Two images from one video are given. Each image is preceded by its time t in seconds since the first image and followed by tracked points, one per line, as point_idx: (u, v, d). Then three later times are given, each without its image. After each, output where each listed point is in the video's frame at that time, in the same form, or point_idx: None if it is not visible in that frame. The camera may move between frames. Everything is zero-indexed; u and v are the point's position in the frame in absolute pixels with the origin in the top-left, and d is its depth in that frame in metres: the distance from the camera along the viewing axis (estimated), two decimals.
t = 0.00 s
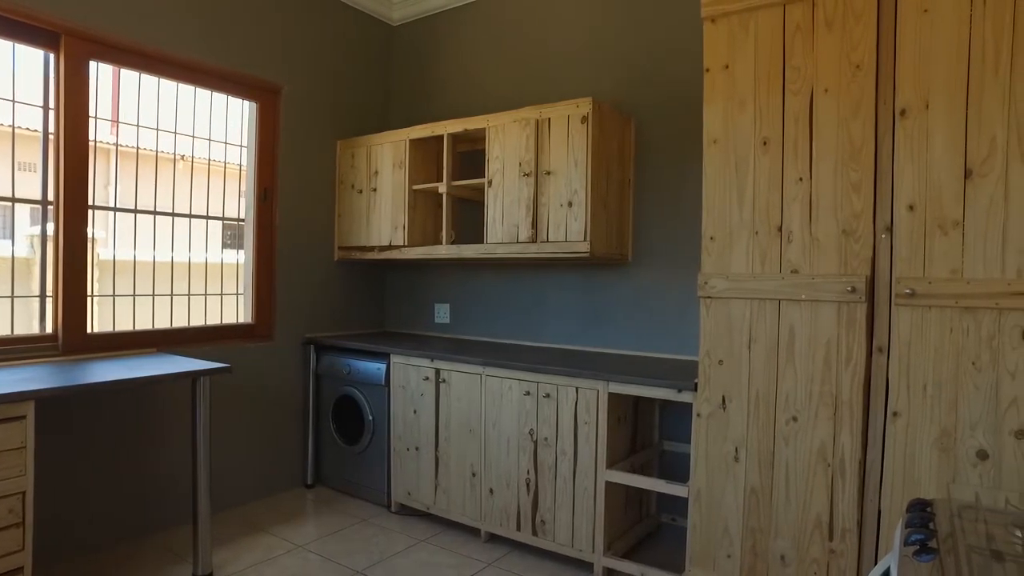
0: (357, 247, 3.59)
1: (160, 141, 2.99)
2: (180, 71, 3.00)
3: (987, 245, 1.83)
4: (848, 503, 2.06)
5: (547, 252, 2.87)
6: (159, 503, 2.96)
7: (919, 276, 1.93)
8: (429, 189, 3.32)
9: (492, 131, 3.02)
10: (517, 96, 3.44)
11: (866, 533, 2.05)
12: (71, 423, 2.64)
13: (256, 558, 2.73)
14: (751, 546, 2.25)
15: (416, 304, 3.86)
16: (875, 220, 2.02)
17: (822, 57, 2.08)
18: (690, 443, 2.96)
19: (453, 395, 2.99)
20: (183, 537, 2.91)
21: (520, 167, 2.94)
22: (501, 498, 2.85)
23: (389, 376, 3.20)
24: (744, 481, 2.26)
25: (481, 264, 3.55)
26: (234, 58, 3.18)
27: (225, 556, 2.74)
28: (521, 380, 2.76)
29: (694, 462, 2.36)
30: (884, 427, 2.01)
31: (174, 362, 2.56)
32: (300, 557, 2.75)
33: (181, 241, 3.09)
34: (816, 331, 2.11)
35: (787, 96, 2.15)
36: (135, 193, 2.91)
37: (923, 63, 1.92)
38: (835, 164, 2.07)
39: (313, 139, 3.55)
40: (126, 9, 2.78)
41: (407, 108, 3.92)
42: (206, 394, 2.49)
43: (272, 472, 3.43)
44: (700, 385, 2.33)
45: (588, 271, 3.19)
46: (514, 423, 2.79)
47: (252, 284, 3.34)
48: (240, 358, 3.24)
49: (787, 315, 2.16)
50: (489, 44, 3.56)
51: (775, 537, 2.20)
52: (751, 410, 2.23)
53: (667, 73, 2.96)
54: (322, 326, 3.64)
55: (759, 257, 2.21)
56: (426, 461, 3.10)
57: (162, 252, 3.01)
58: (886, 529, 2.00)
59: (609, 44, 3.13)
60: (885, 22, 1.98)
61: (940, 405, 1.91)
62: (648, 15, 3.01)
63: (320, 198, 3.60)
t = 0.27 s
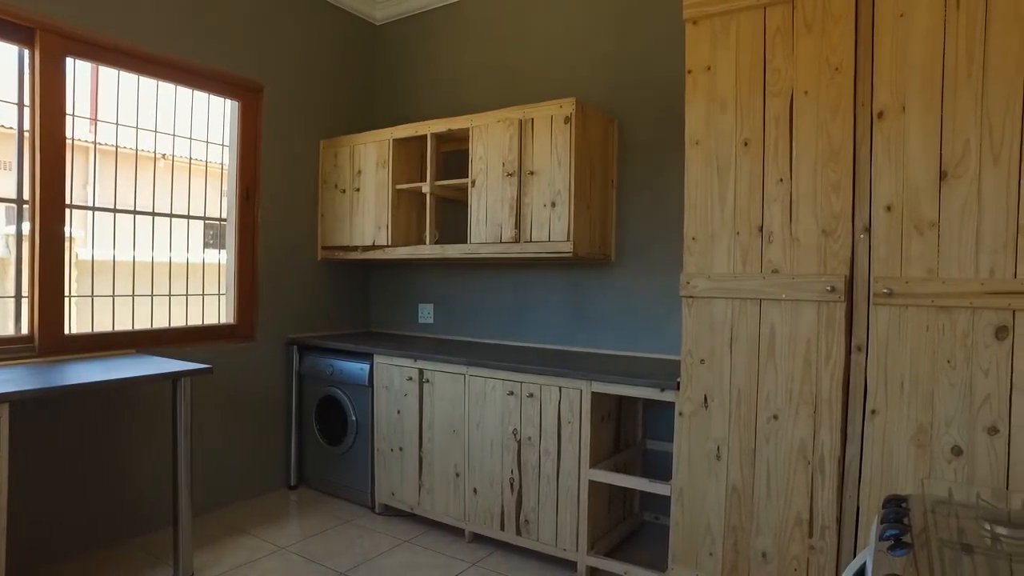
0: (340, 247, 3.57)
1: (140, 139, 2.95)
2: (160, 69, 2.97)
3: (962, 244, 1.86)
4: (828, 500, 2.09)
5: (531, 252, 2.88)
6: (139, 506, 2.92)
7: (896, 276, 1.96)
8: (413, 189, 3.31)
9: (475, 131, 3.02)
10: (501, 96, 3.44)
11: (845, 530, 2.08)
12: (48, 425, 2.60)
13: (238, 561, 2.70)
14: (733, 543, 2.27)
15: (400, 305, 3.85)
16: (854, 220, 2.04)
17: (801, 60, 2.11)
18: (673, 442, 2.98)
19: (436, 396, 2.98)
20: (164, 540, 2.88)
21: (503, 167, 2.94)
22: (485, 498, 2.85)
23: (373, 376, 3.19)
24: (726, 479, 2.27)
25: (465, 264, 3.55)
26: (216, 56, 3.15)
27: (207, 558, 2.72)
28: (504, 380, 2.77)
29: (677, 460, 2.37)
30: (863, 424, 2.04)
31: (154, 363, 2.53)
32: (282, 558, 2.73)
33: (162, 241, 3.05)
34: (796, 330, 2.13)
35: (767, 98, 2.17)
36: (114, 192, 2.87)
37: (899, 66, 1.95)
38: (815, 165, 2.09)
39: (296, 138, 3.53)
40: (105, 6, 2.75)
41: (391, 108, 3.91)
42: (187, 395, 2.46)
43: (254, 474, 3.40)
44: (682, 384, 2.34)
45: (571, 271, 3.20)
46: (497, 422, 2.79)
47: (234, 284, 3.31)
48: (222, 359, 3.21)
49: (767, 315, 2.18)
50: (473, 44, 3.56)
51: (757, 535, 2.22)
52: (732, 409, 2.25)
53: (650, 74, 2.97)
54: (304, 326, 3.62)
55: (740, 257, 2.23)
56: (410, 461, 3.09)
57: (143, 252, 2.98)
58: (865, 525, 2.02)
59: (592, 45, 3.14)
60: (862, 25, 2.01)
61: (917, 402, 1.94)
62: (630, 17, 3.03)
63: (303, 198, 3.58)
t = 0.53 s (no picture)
0: (323, 248, 3.56)
1: (119, 138, 2.91)
2: (140, 67, 2.94)
3: (937, 245, 1.90)
4: (807, 497, 2.11)
5: (514, 253, 2.89)
6: (118, 509, 2.89)
7: (874, 276, 1.99)
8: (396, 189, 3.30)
9: (459, 131, 3.02)
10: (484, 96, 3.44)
11: (824, 527, 2.10)
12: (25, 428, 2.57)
13: (220, 563, 2.69)
14: (715, 541, 2.29)
15: (383, 305, 3.84)
16: (833, 221, 2.07)
17: (781, 63, 2.13)
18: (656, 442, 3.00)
19: (420, 396, 2.98)
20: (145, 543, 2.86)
21: (486, 168, 2.95)
22: (469, 498, 2.85)
23: (356, 376, 3.18)
24: (707, 477, 2.30)
25: (448, 264, 3.55)
26: (196, 55, 3.12)
27: (188, 561, 2.70)
28: (487, 380, 2.77)
29: (659, 459, 2.39)
30: (841, 422, 2.07)
31: (134, 365, 2.51)
32: (265, 560, 2.72)
33: (142, 241, 3.02)
34: (776, 329, 2.16)
35: (748, 100, 2.19)
36: (93, 191, 2.83)
37: (876, 69, 1.98)
38: (794, 166, 2.12)
39: (279, 137, 3.51)
40: (84, 4, 2.72)
41: (374, 108, 3.90)
42: (167, 397, 2.44)
43: (236, 475, 3.38)
44: (664, 383, 2.36)
45: (555, 271, 3.22)
46: (481, 422, 2.80)
47: (216, 285, 3.29)
48: (203, 360, 3.18)
49: (748, 314, 2.20)
50: (456, 44, 3.56)
51: (738, 532, 2.24)
52: (713, 408, 2.27)
53: (632, 76, 2.99)
54: (287, 327, 3.60)
55: (720, 257, 2.25)
56: (393, 462, 3.08)
57: (122, 253, 2.94)
58: (843, 522, 2.06)
59: (575, 46, 3.16)
60: (840, 29, 2.04)
61: (893, 400, 1.97)
62: (613, 18, 3.04)
63: (286, 198, 3.56)
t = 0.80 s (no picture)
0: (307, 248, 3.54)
1: (98, 137, 2.88)
2: (120, 65, 2.90)
3: (913, 247, 1.93)
4: (788, 496, 2.14)
5: (498, 253, 2.89)
6: (98, 512, 2.86)
7: (852, 277, 2.02)
8: (380, 190, 3.30)
9: (443, 131, 3.02)
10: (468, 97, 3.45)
11: (804, 524, 2.13)
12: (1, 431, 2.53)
13: (202, 566, 2.67)
14: (697, 540, 2.31)
15: (367, 306, 3.83)
16: (812, 223, 2.10)
17: (762, 66, 2.16)
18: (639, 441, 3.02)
19: (404, 397, 2.98)
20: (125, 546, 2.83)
21: (470, 168, 2.95)
22: (453, 498, 2.85)
23: (340, 377, 3.17)
24: (690, 476, 2.32)
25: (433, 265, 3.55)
26: (177, 53, 3.10)
27: (170, 564, 2.68)
28: (471, 380, 2.78)
29: (642, 458, 2.41)
30: (821, 421, 2.09)
31: (114, 367, 2.48)
32: (247, 563, 2.71)
33: (122, 241, 2.99)
34: (757, 330, 2.18)
35: (729, 102, 2.21)
36: (71, 190, 2.80)
37: (854, 73, 2.01)
38: (775, 168, 2.14)
39: (261, 137, 3.49)
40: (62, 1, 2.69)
41: (358, 108, 3.89)
42: (148, 399, 2.41)
43: (219, 477, 3.35)
44: (647, 383, 2.38)
45: (539, 272, 3.22)
46: (465, 423, 2.80)
47: (198, 285, 3.26)
48: (185, 362, 3.16)
49: (730, 315, 2.22)
50: (440, 44, 3.56)
51: (720, 531, 2.26)
52: (696, 407, 2.29)
53: (615, 77, 3.01)
54: (270, 328, 3.58)
55: (702, 258, 2.27)
56: (378, 463, 3.08)
57: (101, 253, 2.91)
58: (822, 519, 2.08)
59: (558, 47, 3.17)
60: (819, 33, 2.07)
61: (871, 399, 2.00)
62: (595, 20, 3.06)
63: (269, 198, 3.54)
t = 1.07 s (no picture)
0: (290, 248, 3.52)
1: (77, 136, 2.86)
2: (100, 64, 2.87)
3: (889, 248, 1.96)
4: (768, 493, 2.16)
5: (481, 254, 2.90)
6: (78, 515, 2.83)
7: (831, 277, 2.05)
8: (364, 190, 3.29)
9: (427, 132, 3.02)
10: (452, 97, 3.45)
11: (784, 521, 2.16)
12: None
13: (183, 568, 2.65)
14: (679, 537, 2.33)
15: (352, 306, 3.82)
16: (792, 224, 2.12)
17: (743, 69, 2.18)
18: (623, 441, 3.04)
19: (388, 397, 2.97)
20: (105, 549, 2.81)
21: (454, 169, 2.95)
22: (437, 498, 2.85)
23: (323, 378, 3.16)
24: (671, 475, 2.34)
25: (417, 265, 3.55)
26: (159, 52, 3.07)
27: (151, 567, 2.66)
28: (455, 380, 2.78)
29: (625, 457, 2.43)
30: (800, 420, 2.12)
31: (94, 368, 2.45)
32: (230, 565, 2.69)
33: (101, 241, 2.96)
34: (737, 329, 2.21)
35: (710, 105, 2.24)
36: (49, 189, 2.78)
37: (832, 77, 2.04)
38: (755, 170, 2.17)
39: (244, 137, 3.47)
40: None
41: (342, 108, 3.87)
42: (128, 401, 2.39)
43: (201, 479, 3.33)
44: (630, 383, 2.40)
45: (523, 272, 3.23)
46: (449, 423, 2.80)
47: (179, 286, 3.24)
48: (167, 363, 3.13)
49: (711, 315, 2.25)
50: (424, 44, 3.56)
51: (701, 529, 2.29)
52: (677, 407, 2.31)
53: (598, 79, 3.03)
54: (253, 329, 3.56)
55: (684, 259, 2.30)
56: (362, 463, 3.07)
57: (80, 253, 2.89)
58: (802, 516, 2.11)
59: (542, 49, 3.18)
60: (798, 37, 2.09)
61: (849, 398, 2.03)
62: (579, 22, 3.07)
63: (252, 198, 3.52)
